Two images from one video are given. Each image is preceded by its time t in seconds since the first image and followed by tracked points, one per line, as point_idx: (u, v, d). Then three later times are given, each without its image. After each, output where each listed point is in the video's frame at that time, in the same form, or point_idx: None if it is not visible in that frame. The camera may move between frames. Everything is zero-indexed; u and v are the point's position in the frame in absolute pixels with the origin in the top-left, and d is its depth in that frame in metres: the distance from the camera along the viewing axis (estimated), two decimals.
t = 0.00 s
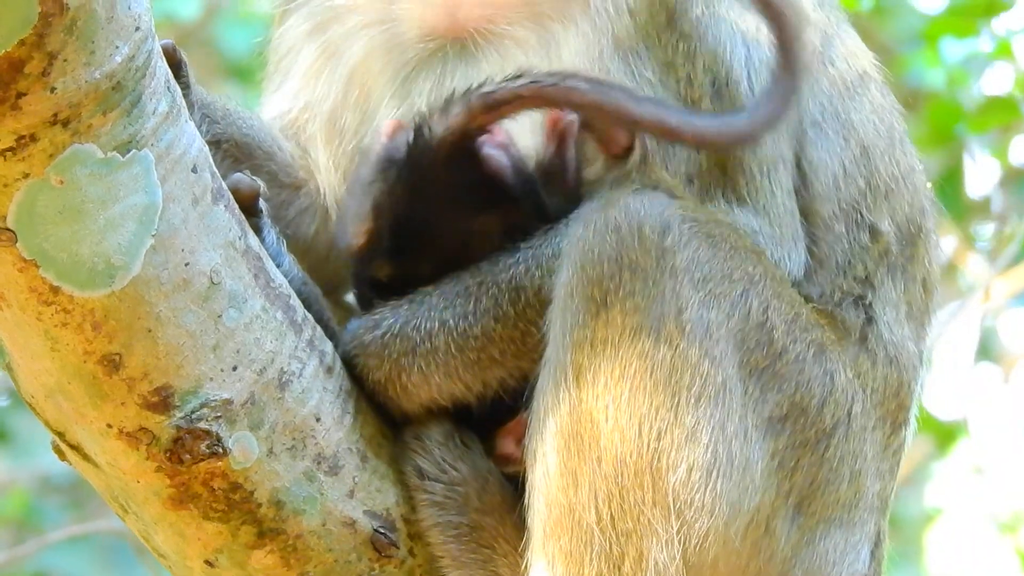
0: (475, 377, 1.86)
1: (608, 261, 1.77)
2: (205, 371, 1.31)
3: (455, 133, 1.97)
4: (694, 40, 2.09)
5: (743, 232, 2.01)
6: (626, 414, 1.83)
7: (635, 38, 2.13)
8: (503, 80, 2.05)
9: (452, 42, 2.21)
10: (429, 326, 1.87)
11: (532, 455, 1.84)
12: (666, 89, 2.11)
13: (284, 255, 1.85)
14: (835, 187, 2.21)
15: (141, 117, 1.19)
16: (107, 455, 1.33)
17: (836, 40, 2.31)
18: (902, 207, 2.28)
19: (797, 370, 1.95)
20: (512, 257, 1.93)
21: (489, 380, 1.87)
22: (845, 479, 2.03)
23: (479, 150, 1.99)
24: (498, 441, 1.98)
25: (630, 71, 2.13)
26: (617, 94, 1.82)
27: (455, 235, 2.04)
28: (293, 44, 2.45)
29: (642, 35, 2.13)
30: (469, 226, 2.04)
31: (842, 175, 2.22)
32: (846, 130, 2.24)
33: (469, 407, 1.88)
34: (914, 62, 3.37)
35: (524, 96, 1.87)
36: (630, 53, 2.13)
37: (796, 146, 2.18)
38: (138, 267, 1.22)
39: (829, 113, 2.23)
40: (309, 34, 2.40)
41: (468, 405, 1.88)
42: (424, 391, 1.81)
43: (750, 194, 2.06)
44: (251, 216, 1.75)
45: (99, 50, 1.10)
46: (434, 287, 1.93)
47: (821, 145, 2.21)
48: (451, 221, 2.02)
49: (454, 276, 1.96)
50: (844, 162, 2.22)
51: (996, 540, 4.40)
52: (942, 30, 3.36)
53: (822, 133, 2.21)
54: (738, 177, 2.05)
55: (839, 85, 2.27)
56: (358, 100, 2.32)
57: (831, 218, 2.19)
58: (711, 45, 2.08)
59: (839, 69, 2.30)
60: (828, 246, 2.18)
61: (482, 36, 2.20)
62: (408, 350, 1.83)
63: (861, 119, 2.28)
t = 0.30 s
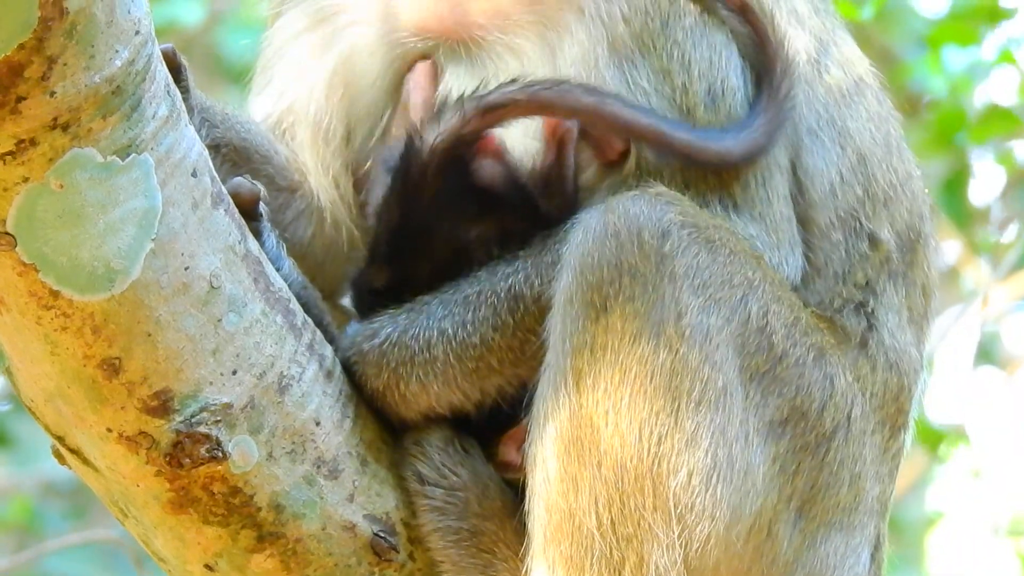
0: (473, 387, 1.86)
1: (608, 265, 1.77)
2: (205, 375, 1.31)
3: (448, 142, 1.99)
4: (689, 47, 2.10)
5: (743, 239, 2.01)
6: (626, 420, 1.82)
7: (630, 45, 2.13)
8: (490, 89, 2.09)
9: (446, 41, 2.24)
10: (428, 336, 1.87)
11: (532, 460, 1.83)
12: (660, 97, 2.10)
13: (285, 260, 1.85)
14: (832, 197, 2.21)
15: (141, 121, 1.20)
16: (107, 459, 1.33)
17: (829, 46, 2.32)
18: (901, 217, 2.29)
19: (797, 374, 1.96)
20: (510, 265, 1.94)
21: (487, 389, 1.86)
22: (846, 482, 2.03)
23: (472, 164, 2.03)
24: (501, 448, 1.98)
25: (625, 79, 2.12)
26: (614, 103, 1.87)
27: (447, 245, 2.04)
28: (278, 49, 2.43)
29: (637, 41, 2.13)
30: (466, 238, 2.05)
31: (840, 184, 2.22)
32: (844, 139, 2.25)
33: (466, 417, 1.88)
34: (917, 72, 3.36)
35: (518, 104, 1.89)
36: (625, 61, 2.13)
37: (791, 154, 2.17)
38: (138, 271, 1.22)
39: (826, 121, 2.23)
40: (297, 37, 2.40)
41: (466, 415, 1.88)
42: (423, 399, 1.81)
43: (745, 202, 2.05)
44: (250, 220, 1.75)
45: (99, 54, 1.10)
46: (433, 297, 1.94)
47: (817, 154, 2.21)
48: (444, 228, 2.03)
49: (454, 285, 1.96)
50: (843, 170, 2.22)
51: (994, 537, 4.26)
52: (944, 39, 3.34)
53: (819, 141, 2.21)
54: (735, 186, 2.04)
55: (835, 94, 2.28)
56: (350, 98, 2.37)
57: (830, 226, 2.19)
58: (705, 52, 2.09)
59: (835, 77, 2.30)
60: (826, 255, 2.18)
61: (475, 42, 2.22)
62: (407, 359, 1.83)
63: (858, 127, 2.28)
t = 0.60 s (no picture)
0: (475, 387, 1.86)
1: (609, 267, 1.76)
2: (204, 381, 1.31)
3: (415, 146, 2.02)
4: (688, 50, 2.10)
5: (744, 244, 2.01)
6: (627, 425, 1.82)
7: (631, 50, 2.14)
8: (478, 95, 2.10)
9: (446, 55, 2.21)
10: (429, 336, 1.87)
11: (534, 465, 1.83)
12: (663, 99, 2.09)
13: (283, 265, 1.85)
14: (834, 202, 2.21)
15: (140, 127, 1.20)
16: (106, 466, 1.33)
17: (829, 55, 2.32)
18: (901, 224, 2.29)
19: (798, 378, 1.96)
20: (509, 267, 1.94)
21: (488, 389, 1.86)
22: (846, 486, 2.02)
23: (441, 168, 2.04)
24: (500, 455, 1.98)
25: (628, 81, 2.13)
26: (569, 78, 1.87)
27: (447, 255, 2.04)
28: (283, 61, 2.46)
29: (640, 47, 2.14)
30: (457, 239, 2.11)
31: (842, 192, 2.22)
32: (843, 148, 2.25)
33: (468, 416, 1.89)
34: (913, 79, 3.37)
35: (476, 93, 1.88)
36: (629, 62, 2.14)
37: (792, 160, 2.16)
38: (137, 278, 1.22)
39: (826, 131, 2.24)
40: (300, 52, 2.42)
41: (467, 415, 1.88)
42: (424, 402, 1.81)
43: (747, 205, 2.06)
44: (250, 226, 1.75)
45: (98, 61, 1.11)
46: (434, 299, 1.94)
47: (819, 162, 2.21)
48: (430, 234, 2.08)
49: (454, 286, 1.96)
50: (843, 180, 2.23)
51: (996, 547, 4.05)
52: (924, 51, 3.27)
53: (818, 149, 2.21)
54: (736, 190, 2.05)
55: (834, 104, 2.28)
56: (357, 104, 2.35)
57: (833, 232, 2.19)
58: (704, 56, 2.09)
59: (834, 86, 2.31)
60: (831, 262, 2.18)
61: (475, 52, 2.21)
62: (408, 360, 1.83)
63: (857, 137, 2.29)
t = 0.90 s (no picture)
0: (474, 402, 1.86)
1: (610, 278, 1.77)
2: (202, 392, 1.31)
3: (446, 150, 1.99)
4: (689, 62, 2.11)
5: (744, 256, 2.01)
6: (627, 436, 1.82)
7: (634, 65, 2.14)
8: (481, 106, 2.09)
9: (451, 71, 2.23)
10: (429, 351, 1.87)
11: (532, 477, 1.83)
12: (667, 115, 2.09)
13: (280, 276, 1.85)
14: (836, 217, 2.22)
15: (137, 138, 1.20)
16: (104, 477, 1.33)
17: (831, 69, 2.34)
18: (903, 237, 2.31)
19: (797, 391, 1.96)
20: (507, 280, 1.94)
21: (487, 404, 1.86)
22: (844, 498, 2.03)
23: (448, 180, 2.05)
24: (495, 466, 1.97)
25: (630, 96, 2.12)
26: (608, 94, 1.82)
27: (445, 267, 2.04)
28: (285, 74, 2.46)
29: (642, 62, 2.14)
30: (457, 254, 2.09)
31: (845, 206, 2.24)
32: (846, 164, 2.26)
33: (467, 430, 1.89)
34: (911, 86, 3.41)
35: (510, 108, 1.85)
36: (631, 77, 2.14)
37: (793, 174, 2.17)
38: (134, 289, 1.23)
39: (829, 146, 2.25)
40: (302, 66, 2.43)
41: (467, 428, 1.88)
42: (423, 414, 1.81)
43: (747, 217, 2.05)
44: (246, 237, 1.75)
45: (94, 72, 1.11)
46: (434, 312, 1.93)
47: (822, 175, 2.22)
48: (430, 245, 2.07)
49: (454, 298, 1.96)
50: (846, 196, 2.24)
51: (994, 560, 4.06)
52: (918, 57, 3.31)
53: (821, 163, 2.22)
54: (736, 198, 2.03)
55: (837, 119, 2.29)
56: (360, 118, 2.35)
57: (837, 245, 2.20)
58: (709, 69, 2.10)
59: (837, 101, 2.32)
60: (834, 273, 2.19)
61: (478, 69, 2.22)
62: (407, 374, 1.83)
63: (860, 153, 2.30)
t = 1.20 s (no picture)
0: (471, 415, 1.86)
1: (609, 288, 1.77)
2: (202, 399, 1.31)
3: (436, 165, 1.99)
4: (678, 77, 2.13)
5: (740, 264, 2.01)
6: (627, 445, 1.82)
7: (620, 79, 2.17)
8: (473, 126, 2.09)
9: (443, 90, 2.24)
10: (425, 364, 1.88)
11: (530, 487, 1.83)
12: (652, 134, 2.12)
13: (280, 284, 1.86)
14: (825, 229, 2.23)
15: (138, 145, 1.20)
16: (105, 483, 1.33)
17: (822, 80, 2.34)
18: (892, 245, 2.30)
19: (797, 399, 1.96)
20: (501, 293, 1.94)
21: (484, 417, 1.87)
22: (844, 506, 2.03)
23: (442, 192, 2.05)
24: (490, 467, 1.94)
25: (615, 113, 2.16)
26: (580, 121, 1.80)
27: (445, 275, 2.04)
28: (273, 90, 2.47)
29: (628, 75, 2.17)
30: (455, 270, 2.04)
31: (833, 219, 2.24)
32: (833, 178, 2.26)
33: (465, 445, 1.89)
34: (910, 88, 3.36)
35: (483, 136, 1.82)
36: (616, 94, 2.18)
37: (784, 187, 2.19)
38: (135, 296, 1.23)
39: (817, 157, 2.25)
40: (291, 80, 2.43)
41: (464, 442, 1.88)
42: (421, 428, 1.80)
43: (739, 230, 2.08)
44: (247, 244, 1.76)
45: (96, 79, 1.12)
46: (428, 325, 1.95)
47: (810, 188, 2.23)
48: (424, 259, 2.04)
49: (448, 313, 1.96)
50: (832, 209, 2.24)
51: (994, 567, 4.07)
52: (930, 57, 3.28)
53: (810, 175, 2.23)
54: (726, 213, 2.06)
55: (827, 128, 2.30)
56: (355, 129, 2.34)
57: (826, 258, 2.21)
58: (696, 82, 2.13)
59: (827, 110, 2.32)
60: (825, 287, 2.20)
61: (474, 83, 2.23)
62: (405, 387, 1.82)
63: (847, 164, 2.30)
